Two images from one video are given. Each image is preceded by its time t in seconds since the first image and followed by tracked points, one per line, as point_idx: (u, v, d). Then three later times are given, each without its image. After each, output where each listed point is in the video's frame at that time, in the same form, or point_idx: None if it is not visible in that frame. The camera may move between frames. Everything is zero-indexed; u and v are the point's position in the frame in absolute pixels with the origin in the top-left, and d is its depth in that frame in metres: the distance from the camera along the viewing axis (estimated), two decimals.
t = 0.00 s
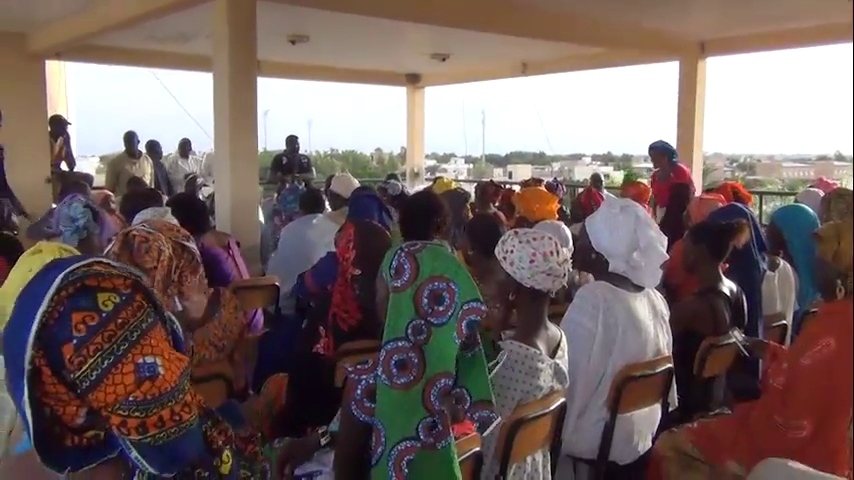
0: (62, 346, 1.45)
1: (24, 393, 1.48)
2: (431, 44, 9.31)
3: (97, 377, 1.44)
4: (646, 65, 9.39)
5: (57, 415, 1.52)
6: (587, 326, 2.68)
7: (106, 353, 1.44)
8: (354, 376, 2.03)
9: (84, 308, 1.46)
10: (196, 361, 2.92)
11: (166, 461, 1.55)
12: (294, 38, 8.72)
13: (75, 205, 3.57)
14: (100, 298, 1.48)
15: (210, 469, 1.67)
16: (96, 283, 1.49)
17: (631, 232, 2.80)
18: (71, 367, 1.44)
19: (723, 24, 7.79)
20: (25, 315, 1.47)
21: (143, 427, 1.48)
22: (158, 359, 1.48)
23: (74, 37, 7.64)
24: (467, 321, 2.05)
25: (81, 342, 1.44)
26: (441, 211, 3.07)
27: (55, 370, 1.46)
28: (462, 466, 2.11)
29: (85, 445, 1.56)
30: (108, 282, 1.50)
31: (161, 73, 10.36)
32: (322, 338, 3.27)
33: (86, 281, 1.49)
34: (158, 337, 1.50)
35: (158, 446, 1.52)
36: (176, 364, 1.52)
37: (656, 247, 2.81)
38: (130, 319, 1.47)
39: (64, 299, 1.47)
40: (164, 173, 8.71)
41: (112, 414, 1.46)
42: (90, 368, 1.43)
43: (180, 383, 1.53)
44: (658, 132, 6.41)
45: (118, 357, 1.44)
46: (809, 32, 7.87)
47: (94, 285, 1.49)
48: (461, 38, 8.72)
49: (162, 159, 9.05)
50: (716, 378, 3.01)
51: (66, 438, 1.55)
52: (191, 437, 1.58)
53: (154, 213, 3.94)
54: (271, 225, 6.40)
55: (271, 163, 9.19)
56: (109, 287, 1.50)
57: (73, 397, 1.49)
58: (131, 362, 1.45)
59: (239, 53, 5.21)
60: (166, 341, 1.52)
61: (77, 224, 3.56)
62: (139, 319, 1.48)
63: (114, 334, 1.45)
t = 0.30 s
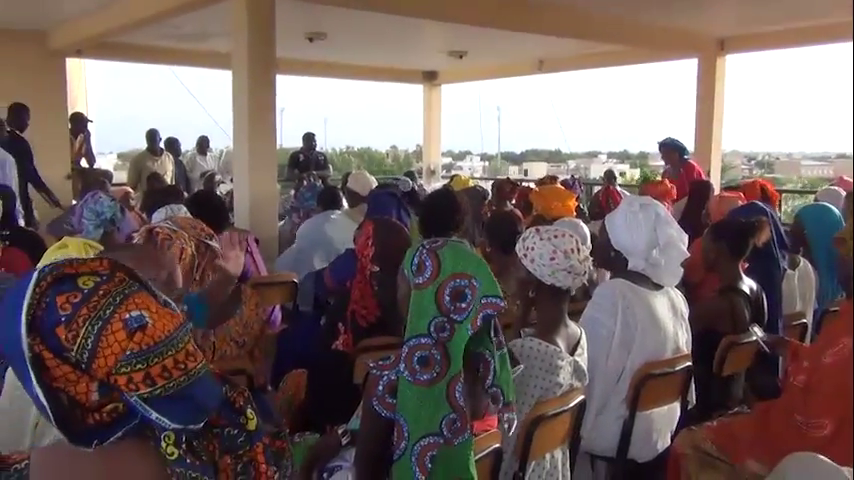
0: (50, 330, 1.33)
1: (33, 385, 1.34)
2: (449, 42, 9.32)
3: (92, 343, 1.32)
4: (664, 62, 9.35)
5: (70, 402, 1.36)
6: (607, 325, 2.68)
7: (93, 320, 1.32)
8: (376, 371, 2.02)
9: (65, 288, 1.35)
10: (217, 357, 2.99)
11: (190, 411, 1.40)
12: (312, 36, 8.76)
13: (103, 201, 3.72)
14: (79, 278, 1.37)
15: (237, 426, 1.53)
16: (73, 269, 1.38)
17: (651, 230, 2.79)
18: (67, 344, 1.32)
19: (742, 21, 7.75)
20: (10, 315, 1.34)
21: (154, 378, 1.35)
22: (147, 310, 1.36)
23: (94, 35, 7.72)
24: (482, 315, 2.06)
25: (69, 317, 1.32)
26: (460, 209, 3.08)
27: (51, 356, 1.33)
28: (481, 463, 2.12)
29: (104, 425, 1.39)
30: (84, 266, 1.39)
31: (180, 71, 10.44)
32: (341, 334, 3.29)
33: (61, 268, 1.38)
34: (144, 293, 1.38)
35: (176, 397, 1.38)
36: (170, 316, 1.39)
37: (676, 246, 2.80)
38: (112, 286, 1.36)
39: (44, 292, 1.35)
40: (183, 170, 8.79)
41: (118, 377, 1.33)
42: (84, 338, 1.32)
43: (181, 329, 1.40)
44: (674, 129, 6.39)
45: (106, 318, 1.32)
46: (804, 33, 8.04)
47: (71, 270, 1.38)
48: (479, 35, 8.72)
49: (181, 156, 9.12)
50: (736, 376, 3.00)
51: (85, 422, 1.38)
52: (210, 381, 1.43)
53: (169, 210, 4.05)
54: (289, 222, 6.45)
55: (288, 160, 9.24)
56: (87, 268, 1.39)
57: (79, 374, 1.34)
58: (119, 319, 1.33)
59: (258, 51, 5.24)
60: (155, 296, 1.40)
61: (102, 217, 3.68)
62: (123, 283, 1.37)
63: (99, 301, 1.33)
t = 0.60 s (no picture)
0: (56, 330, 1.32)
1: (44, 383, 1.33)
2: (465, 40, 9.33)
3: (98, 339, 1.30)
4: (682, 60, 9.30)
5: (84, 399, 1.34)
6: (626, 324, 2.68)
7: (99, 317, 1.31)
8: (398, 368, 2.05)
9: (72, 290, 1.34)
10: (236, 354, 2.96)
11: (197, 400, 1.38)
12: (329, 34, 8.76)
13: (123, 198, 3.76)
14: (84, 278, 1.36)
15: (248, 412, 1.58)
16: (76, 271, 1.38)
17: (672, 229, 2.77)
18: (75, 342, 1.31)
19: (761, 18, 7.69)
20: (18, 317, 1.34)
21: (161, 370, 1.32)
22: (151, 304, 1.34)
23: (114, 34, 7.79)
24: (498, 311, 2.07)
25: (76, 316, 1.32)
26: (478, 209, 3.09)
27: (60, 354, 1.32)
28: (501, 461, 2.12)
29: (116, 418, 1.38)
30: (88, 267, 1.39)
31: (197, 69, 10.51)
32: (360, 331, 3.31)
33: (67, 270, 1.38)
34: (147, 289, 1.37)
35: (185, 387, 1.36)
36: (174, 308, 1.37)
37: (698, 243, 2.78)
38: (116, 285, 1.35)
39: (49, 293, 1.34)
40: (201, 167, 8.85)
41: (124, 370, 1.31)
42: (89, 334, 1.30)
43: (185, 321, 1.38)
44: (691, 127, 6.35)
45: (111, 314, 1.31)
46: (815, 31, 8.02)
47: (75, 272, 1.38)
48: (495, 33, 8.73)
49: (199, 154, 9.18)
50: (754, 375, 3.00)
51: (97, 417, 1.37)
52: (217, 370, 1.41)
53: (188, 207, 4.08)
54: (306, 220, 6.48)
55: (304, 158, 9.27)
56: (91, 270, 1.38)
57: (89, 370, 1.32)
58: (123, 313, 1.31)
59: (276, 50, 5.27)
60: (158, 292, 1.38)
61: (122, 214, 3.72)
62: (127, 282, 1.37)
63: (104, 299, 1.33)
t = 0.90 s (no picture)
0: (65, 332, 1.32)
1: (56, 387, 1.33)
2: (481, 39, 9.35)
3: (105, 339, 1.29)
4: (700, 59, 9.24)
5: (95, 401, 1.33)
6: (645, 323, 2.67)
7: (105, 317, 1.30)
8: (418, 366, 2.05)
9: (81, 292, 1.34)
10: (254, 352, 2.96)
11: (206, 399, 1.34)
12: (346, 33, 8.76)
13: (142, 196, 3.77)
14: (92, 281, 1.36)
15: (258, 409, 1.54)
16: (84, 274, 1.38)
17: (691, 229, 2.76)
18: (84, 344, 1.30)
19: (779, 16, 7.63)
20: (29, 323, 1.34)
21: (168, 369, 1.29)
22: (157, 303, 1.32)
23: (132, 33, 7.85)
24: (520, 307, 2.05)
25: (84, 318, 1.31)
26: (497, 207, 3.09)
27: (70, 357, 1.32)
28: (520, 460, 2.12)
29: (126, 418, 1.36)
30: (96, 270, 1.39)
31: (215, 68, 10.57)
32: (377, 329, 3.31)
33: (77, 274, 1.38)
34: (154, 289, 1.35)
35: (193, 387, 1.32)
36: (181, 307, 1.34)
37: (717, 243, 2.77)
38: (123, 286, 1.34)
39: (58, 296, 1.34)
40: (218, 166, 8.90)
41: (131, 370, 1.29)
42: (96, 336, 1.29)
43: (193, 319, 1.35)
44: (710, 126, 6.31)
45: (117, 313, 1.30)
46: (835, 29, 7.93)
47: (85, 275, 1.38)
48: (511, 32, 8.73)
49: (216, 153, 9.25)
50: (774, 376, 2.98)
51: (108, 418, 1.35)
52: (225, 368, 1.37)
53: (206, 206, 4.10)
54: (324, 219, 6.51)
55: (321, 157, 9.31)
56: (100, 273, 1.38)
57: (98, 371, 1.31)
58: (129, 312, 1.29)
59: (294, 49, 5.29)
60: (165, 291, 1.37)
61: (141, 213, 3.74)
62: (135, 282, 1.36)
63: (111, 299, 1.32)
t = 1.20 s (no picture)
0: (98, 327, 1.31)
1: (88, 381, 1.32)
2: (496, 38, 9.33)
3: (140, 335, 1.29)
4: (716, 56, 9.19)
5: (127, 394, 1.33)
6: (663, 323, 2.66)
7: (139, 313, 1.30)
8: (436, 365, 2.06)
9: (113, 287, 1.33)
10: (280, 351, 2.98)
11: (238, 394, 1.37)
12: (361, 33, 8.78)
13: (156, 197, 3.80)
14: (123, 276, 1.35)
15: (286, 405, 1.58)
16: (114, 268, 1.37)
17: (706, 228, 2.75)
18: (117, 338, 1.30)
19: (797, 14, 7.57)
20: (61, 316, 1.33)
21: (201, 365, 1.31)
22: (190, 300, 1.33)
23: (148, 33, 7.90)
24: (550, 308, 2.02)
25: (117, 313, 1.31)
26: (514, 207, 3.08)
27: (103, 351, 1.31)
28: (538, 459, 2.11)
29: (157, 413, 1.37)
30: (126, 264, 1.38)
31: (230, 67, 10.62)
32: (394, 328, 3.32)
33: (107, 269, 1.37)
34: (186, 285, 1.36)
35: (226, 381, 1.35)
36: (212, 303, 1.36)
37: (733, 243, 2.75)
38: (156, 282, 1.34)
39: (89, 291, 1.34)
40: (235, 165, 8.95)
41: (166, 366, 1.30)
42: (130, 332, 1.30)
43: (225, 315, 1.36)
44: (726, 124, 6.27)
45: (150, 310, 1.31)
46: None
47: (115, 269, 1.37)
48: (526, 31, 8.72)
49: (232, 152, 9.29)
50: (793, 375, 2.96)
51: (139, 413, 1.36)
52: (257, 364, 1.40)
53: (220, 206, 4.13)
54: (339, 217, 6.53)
55: (335, 156, 9.33)
56: (130, 267, 1.38)
57: (131, 366, 1.31)
58: (163, 309, 1.31)
59: (309, 47, 5.31)
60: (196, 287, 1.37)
61: (155, 215, 3.77)
62: (166, 278, 1.36)
63: (143, 295, 1.32)
